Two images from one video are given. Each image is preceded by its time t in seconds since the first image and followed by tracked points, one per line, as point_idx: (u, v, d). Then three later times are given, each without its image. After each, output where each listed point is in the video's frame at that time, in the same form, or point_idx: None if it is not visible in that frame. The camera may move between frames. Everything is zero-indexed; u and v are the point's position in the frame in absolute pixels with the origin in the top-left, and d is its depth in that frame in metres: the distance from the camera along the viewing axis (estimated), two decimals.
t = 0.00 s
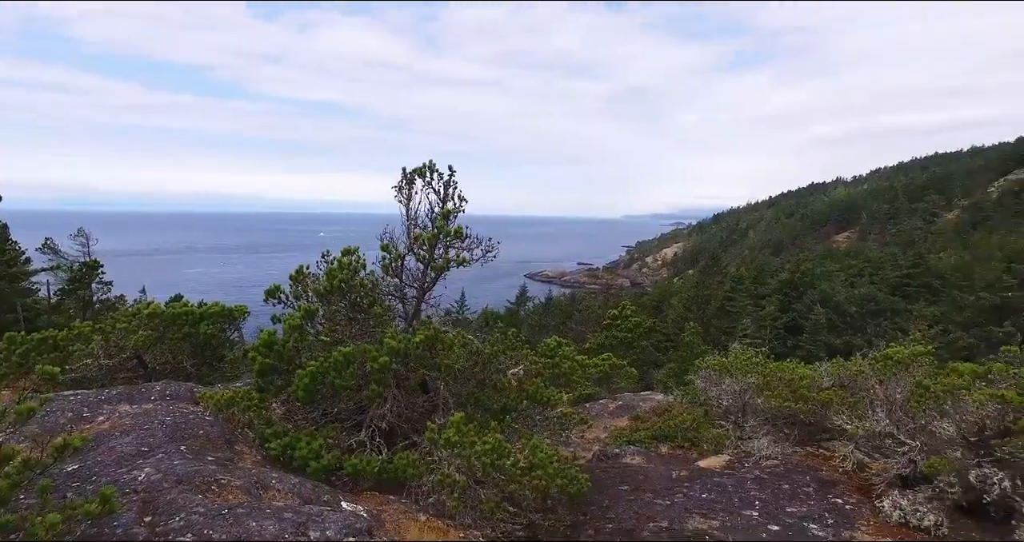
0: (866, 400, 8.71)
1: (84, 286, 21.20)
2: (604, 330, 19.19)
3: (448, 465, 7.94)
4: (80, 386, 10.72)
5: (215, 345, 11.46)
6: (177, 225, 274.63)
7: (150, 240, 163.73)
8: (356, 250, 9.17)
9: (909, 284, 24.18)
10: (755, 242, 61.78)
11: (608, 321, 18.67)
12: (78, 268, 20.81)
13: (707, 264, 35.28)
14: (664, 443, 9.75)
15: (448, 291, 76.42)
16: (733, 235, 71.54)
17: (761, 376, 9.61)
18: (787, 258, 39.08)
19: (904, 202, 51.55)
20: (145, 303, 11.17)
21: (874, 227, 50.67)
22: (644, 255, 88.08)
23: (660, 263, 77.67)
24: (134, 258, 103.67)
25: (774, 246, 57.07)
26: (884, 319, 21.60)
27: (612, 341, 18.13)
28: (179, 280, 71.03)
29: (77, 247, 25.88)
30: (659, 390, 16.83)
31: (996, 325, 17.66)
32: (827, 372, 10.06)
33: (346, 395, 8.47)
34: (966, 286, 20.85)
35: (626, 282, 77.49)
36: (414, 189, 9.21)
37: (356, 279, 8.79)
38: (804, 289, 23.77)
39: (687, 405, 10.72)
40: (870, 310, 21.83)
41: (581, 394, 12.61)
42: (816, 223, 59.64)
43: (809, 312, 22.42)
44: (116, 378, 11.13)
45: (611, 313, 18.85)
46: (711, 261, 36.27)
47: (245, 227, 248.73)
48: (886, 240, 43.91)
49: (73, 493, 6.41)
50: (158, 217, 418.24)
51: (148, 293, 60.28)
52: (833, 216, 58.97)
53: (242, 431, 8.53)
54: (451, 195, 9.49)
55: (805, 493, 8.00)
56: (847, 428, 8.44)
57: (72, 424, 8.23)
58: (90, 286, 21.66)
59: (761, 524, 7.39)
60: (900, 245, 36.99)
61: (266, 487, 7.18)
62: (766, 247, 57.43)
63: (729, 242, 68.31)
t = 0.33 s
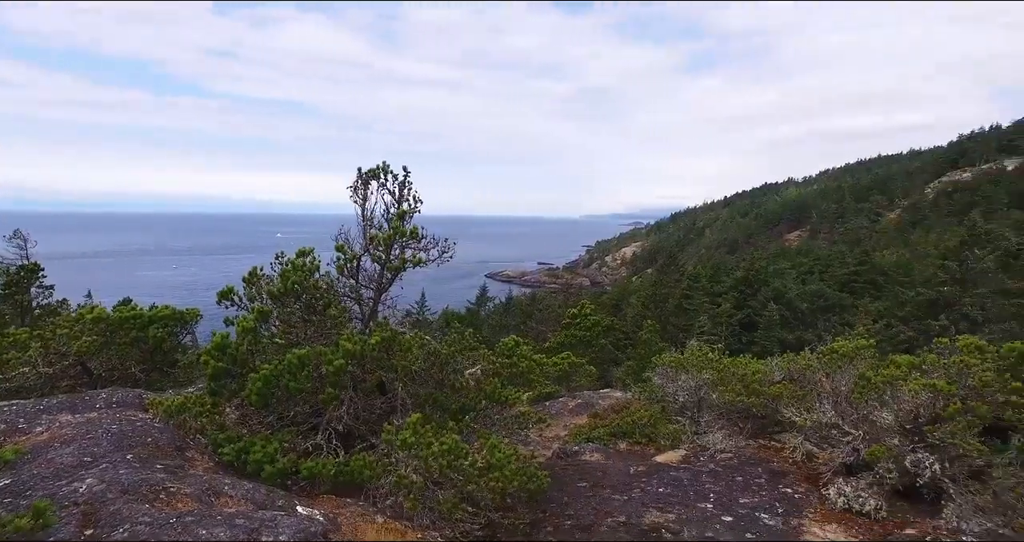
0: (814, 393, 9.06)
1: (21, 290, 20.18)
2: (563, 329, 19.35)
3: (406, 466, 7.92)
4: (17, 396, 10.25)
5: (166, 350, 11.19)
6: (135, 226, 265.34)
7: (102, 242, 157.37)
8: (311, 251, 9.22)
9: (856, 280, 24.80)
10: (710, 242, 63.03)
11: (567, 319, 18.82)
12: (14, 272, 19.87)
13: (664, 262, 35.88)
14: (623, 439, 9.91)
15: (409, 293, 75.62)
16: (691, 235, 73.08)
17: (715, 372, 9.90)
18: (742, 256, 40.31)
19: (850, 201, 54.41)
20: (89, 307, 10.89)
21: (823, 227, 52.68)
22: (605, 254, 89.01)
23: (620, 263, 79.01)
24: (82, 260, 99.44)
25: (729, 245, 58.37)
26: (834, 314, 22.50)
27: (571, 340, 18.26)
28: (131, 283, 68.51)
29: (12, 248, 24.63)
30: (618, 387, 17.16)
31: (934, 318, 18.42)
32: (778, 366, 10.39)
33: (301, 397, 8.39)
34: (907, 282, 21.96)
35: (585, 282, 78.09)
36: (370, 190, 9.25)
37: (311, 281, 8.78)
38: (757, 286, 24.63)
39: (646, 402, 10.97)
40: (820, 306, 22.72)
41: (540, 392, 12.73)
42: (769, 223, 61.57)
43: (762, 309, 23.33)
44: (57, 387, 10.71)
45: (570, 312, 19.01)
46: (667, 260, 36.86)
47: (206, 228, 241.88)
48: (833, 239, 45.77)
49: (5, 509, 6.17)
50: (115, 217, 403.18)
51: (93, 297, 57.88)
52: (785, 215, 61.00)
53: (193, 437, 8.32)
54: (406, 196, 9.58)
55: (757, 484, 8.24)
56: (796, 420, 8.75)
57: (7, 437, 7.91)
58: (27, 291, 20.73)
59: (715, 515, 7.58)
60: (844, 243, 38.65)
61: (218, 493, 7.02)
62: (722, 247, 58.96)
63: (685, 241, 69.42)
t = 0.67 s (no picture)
0: (765, 387, 9.31)
1: None
2: (522, 330, 19.43)
3: (362, 469, 7.85)
4: None
5: (110, 357, 10.86)
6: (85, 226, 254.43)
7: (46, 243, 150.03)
8: (265, 253, 9.08)
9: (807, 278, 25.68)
10: (666, 242, 64.35)
11: (526, 319, 18.91)
12: None
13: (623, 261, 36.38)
14: (581, 437, 10.00)
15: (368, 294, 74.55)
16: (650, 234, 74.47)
17: (670, 369, 10.11)
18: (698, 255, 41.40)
19: (799, 201, 56.81)
20: (25, 314, 10.45)
21: (774, 226, 54.50)
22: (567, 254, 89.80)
23: (577, 262, 80.24)
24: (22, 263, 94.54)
25: (685, 245, 59.58)
26: (785, 311, 23.22)
27: (531, 339, 18.32)
28: (78, 287, 65.68)
29: None
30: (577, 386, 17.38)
31: (877, 314, 19.14)
32: (731, 362, 10.63)
33: (253, 402, 8.22)
34: (852, 279, 22.94)
35: (544, 282, 78.70)
36: (323, 190, 9.19)
37: (263, 283, 8.65)
38: (712, 285, 25.68)
39: (603, 400, 11.11)
40: (773, 303, 23.21)
41: (498, 391, 12.74)
42: (723, 223, 63.18)
43: (717, 307, 24.02)
44: None
45: (529, 312, 19.07)
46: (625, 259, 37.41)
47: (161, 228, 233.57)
48: (784, 238, 47.45)
49: None
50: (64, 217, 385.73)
51: (29, 302, 55.06)
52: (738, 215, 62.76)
53: (140, 447, 8.06)
54: (360, 196, 9.56)
55: (711, 477, 8.45)
56: (748, 415, 9.00)
57: None
58: None
59: (670, 509, 7.75)
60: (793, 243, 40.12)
61: (165, 503, 6.80)
62: (677, 246, 60.17)
63: (642, 241, 70.55)
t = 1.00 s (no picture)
0: (716, 383, 9.52)
1: None
2: (480, 332, 19.45)
3: (314, 475, 7.71)
4: None
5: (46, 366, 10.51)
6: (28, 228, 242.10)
7: None
8: (213, 256, 8.83)
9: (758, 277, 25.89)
10: (622, 242, 65.56)
11: (484, 321, 18.95)
12: None
13: (581, 261, 36.79)
14: (538, 437, 10.06)
15: (325, 297, 73.42)
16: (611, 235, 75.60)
17: (626, 368, 10.28)
18: (653, 255, 42.39)
19: (751, 203, 58.85)
20: None
21: (727, 226, 56.19)
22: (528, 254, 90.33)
23: (536, 264, 81.37)
24: None
25: (641, 245, 60.78)
26: (737, 309, 23.91)
27: (488, 341, 18.38)
28: (17, 292, 62.33)
29: None
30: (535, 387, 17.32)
31: (824, 311, 19.88)
32: (684, 360, 10.84)
33: (201, 410, 7.96)
34: (800, 278, 23.84)
35: (502, 283, 78.95)
36: (274, 192, 9.08)
37: (211, 287, 8.40)
38: (669, 284, 26.16)
39: (560, 400, 11.20)
40: (725, 301, 23.98)
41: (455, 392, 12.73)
42: (677, 223, 64.71)
43: (672, 306, 24.58)
44: None
45: (486, 313, 19.10)
46: (583, 260, 37.86)
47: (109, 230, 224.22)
48: (736, 238, 48.96)
49: None
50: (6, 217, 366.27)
51: None
52: (691, 216, 64.37)
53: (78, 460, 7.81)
54: (313, 198, 9.47)
55: (665, 473, 8.62)
56: (700, 411, 9.21)
57: None
58: None
59: (625, 506, 7.88)
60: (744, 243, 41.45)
61: (104, 517, 6.55)
62: (634, 247, 61.32)
63: (599, 242, 71.74)
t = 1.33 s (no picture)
0: (670, 382, 9.68)
1: None
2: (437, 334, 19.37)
3: (266, 484, 7.48)
4: None
5: None
6: None
7: None
8: (158, 260, 8.54)
9: (711, 276, 26.70)
10: (581, 243, 66.59)
11: (441, 323, 18.91)
12: None
13: (539, 263, 37.10)
14: (495, 439, 10.04)
15: (280, 302, 72.06)
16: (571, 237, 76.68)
17: (581, 368, 10.39)
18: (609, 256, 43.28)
19: (703, 205, 60.70)
20: None
21: (681, 227, 57.78)
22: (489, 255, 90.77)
23: (493, 266, 82.90)
24: None
25: (597, 246, 61.87)
26: (691, 308, 24.46)
27: (445, 343, 18.30)
28: None
29: None
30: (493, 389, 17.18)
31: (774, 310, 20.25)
32: (638, 359, 11.01)
33: (144, 420, 7.64)
34: (751, 278, 24.63)
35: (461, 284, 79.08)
36: (222, 194, 8.87)
37: (156, 292, 8.11)
38: (625, 285, 26.62)
39: (517, 401, 11.23)
40: (679, 301, 24.55)
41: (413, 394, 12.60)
42: (633, 223, 66.30)
43: (628, 306, 25.04)
44: None
45: (443, 315, 19.09)
46: (541, 262, 38.17)
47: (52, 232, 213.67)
48: (691, 238, 50.32)
49: None
50: None
51: None
52: (646, 217, 65.94)
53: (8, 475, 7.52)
54: (263, 201, 9.30)
55: (621, 472, 8.73)
56: (654, 410, 9.36)
57: None
58: None
59: (582, 505, 7.96)
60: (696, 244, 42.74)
61: (34, 538, 6.26)
62: (591, 247, 62.38)
63: (556, 245, 73.07)
